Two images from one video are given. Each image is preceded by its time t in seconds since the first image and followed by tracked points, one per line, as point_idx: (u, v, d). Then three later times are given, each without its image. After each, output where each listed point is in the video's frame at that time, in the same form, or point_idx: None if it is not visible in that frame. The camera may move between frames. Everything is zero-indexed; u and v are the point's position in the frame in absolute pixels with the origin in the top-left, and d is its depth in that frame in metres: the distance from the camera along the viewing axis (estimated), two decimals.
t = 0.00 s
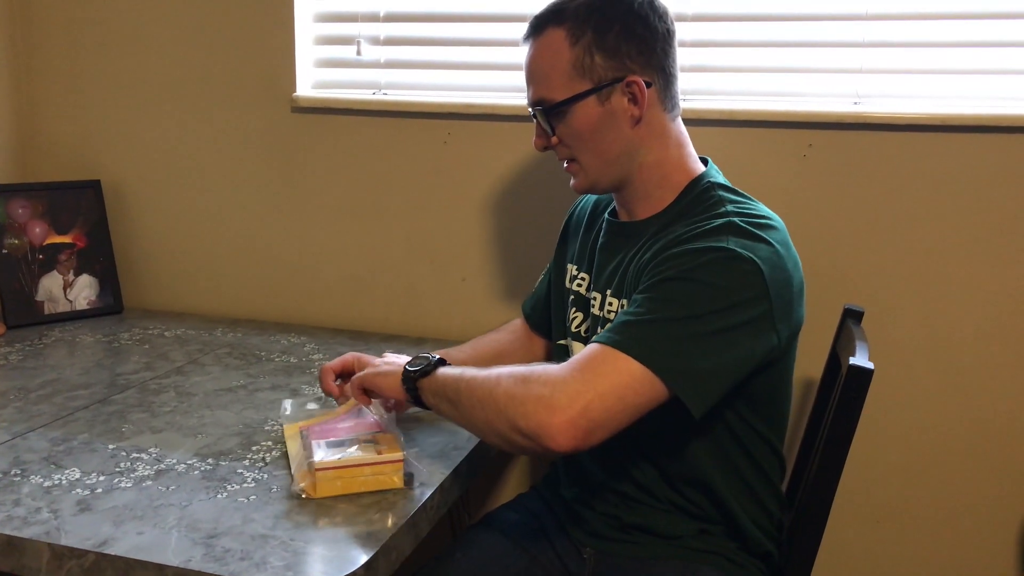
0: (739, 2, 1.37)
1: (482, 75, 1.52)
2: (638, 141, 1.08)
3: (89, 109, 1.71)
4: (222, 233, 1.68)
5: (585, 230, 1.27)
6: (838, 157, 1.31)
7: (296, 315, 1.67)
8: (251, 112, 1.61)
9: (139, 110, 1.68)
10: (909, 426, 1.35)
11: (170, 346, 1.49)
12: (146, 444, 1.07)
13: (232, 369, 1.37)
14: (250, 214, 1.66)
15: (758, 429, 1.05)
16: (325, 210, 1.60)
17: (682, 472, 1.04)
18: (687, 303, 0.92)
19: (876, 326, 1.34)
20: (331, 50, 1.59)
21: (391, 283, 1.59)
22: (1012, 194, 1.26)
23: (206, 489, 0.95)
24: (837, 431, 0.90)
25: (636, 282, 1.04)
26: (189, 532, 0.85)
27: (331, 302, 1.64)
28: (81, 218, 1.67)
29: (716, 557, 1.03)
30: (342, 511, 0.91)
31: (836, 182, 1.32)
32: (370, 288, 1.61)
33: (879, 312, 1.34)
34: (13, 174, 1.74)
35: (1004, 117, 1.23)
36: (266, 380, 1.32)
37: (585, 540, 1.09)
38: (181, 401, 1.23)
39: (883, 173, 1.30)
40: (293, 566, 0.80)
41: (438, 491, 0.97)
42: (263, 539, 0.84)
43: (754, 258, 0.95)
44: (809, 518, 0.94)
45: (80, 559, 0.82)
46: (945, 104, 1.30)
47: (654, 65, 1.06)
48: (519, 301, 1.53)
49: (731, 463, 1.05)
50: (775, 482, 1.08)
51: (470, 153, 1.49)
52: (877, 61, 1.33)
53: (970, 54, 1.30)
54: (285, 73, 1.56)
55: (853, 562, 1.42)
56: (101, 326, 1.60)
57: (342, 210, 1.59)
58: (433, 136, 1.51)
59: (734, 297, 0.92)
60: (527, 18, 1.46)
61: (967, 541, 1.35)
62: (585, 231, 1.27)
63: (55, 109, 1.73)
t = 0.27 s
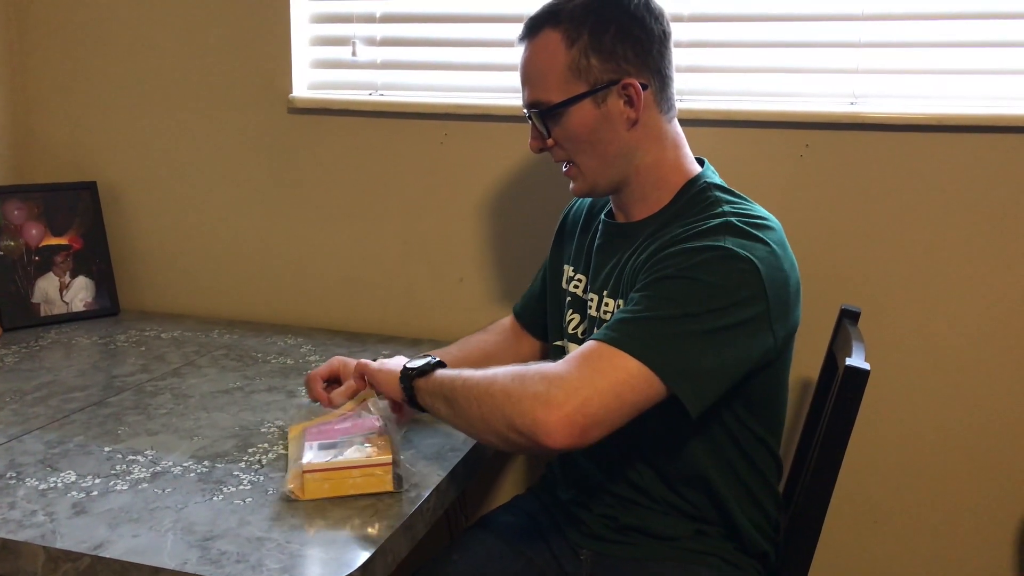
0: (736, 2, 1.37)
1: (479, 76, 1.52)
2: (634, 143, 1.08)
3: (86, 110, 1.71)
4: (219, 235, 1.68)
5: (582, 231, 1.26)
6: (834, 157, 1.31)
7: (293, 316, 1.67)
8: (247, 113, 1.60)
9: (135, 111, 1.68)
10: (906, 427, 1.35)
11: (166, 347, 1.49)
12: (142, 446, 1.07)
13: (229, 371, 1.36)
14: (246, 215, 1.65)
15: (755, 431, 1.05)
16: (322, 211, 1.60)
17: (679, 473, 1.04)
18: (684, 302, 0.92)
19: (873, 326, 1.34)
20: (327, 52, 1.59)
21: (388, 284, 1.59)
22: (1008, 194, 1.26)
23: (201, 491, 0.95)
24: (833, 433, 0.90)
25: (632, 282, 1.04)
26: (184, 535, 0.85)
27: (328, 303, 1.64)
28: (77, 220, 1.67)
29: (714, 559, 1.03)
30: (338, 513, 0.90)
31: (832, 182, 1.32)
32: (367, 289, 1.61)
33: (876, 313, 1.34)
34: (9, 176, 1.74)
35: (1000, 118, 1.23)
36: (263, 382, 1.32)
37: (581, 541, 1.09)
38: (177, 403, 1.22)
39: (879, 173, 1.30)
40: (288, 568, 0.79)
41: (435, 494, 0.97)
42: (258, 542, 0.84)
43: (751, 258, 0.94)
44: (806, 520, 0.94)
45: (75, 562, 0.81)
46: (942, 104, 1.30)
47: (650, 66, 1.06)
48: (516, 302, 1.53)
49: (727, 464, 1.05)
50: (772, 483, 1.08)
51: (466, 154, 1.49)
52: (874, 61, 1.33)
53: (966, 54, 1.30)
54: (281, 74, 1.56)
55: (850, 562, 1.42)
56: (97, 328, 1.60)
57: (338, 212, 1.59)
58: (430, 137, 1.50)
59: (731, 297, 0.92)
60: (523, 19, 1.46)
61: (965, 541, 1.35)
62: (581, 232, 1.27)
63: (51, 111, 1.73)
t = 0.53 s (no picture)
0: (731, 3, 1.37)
1: (475, 76, 1.52)
2: (631, 144, 1.08)
3: (81, 112, 1.71)
4: (215, 236, 1.68)
5: (577, 232, 1.26)
6: (830, 157, 1.31)
7: (289, 318, 1.67)
8: (243, 115, 1.60)
9: (131, 112, 1.68)
10: (902, 426, 1.35)
11: (163, 349, 1.49)
12: (138, 449, 1.07)
13: (225, 373, 1.36)
14: (242, 216, 1.65)
15: (751, 432, 1.06)
16: (318, 212, 1.60)
17: (675, 473, 1.04)
18: (683, 306, 0.92)
19: (870, 326, 1.34)
20: (323, 53, 1.59)
21: (385, 285, 1.59)
22: (1003, 194, 1.26)
23: (197, 493, 0.95)
24: (829, 433, 0.90)
25: (630, 283, 1.04)
26: (180, 537, 0.85)
27: (325, 304, 1.64)
28: (73, 222, 1.67)
29: (711, 560, 1.03)
30: (334, 515, 0.90)
31: (828, 182, 1.32)
32: (363, 290, 1.61)
33: (872, 312, 1.34)
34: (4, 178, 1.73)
35: (996, 117, 1.23)
36: (259, 384, 1.31)
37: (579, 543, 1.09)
38: (173, 405, 1.22)
39: (875, 173, 1.30)
40: (284, 570, 0.79)
41: (431, 495, 0.97)
42: (254, 544, 0.84)
43: (750, 260, 0.94)
44: (803, 520, 0.94)
45: (71, 565, 0.81)
46: (937, 104, 1.30)
47: (648, 67, 1.06)
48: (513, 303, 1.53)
49: (724, 465, 1.05)
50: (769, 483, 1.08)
51: (462, 155, 1.49)
52: (870, 61, 1.33)
53: (961, 54, 1.30)
54: (277, 75, 1.56)
55: (847, 562, 1.42)
56: (93, 330, 1.60)
57: (334, 213, 1.59)
58: (426, 138, 1.50)
59: (730, 300, 0.92)
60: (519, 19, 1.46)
61: (962, 540, 1.35)
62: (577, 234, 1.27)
63: (47, 112, 1.73)
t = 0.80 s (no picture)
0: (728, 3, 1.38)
1: (473, 77, 1.52)
2: (630, 145, 1.08)
3: (79, 113, 1.71)
4: (213, 237, 1.68)
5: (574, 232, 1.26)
6: (828, 157, 1.32)
7: (287, 319, 1.67)
8: (241, 116, 1.60)
9: (128, 113, 1.68)
10: (900, 425, 1.36)
11: (161, 351, 1.49)
12: (136, 450, 1.07)
13: (223, 374, 1.36)
14: (240, 218, 1.65)
15: (749, 432, 1.06)
16: (316, 213, 1.60)
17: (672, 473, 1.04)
18: (688, 310, 0.92)
19: (867, 326, 1.35)
20: (321, 54, 1.59)
21: (382, 286, 1.59)
22: (1000, 194, 1.26)
23: (196, 495, 0.95)
24: (827, 432, 0.91)
25: (631, 287, 1.04)
26: (179, 538, 0.85)
27: (323, 305, 1.64)
28: (71, 223, 1.67)
29: (708, 559, 1.03)
30: (332, 515, 0.90)
31: (826, 182, 1.32)
32: (361, 291, 1.61)
33: (870, 312, 1.34)
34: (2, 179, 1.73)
35: (992, 117, 1.23)
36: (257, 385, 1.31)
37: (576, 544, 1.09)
38: (171, 406, 1.22)
39: (872, 172, 1.30)
40: (283, 571, 0.79)
41: (429, 496, 0.97)
42: (252, 545, 0.84)
43: (751, 262, 0.95)
44: (800, 519, 0.94)
45: (69, 566, 0.81)
46: (934, 104, 1.31)
47: (646, 68, 1.07)
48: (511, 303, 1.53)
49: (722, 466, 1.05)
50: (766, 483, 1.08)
51: (460, 155, 1.49)
52: (867, 61, 1.33)
53: (958, 54, 1.31)
54: (275, 76, 1.56)
55: (844, 561, 1.42)
56: (90, 331, 1.60)
57: (332, 214, 1.59)
58: (424, 139, 1.50)
59: (733, 303, 0.92)
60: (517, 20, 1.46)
61: (960, 540, 1.36)
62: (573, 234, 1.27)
63: (44, 113, 1.73)
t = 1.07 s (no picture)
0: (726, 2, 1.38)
1: (471, 77, 1.52)
2: (627, 145, 1.08)
3: (77, 114, 1.71)
4: (211, 237, 1.68)
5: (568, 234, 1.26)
6: (826, 157, 1.32)
7: (285, 319, 1.67)
8: (239, 116, 1.60)
9: (126, 114, 1.67)
10: (898, 424, 1.36)
11: (159, 351, 1.49)
12: (134, 450, 1.06)
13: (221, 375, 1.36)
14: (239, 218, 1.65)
15: (748, 430, 1.06)
16: (314, 214, 1.60)
17: (671, 473, 1.04)
18: (697, 313, 0.91)
19: (865, 325, 1.35)
20: (319, 54, 1.59)
21: (381, 286, 1.59)
22: (998, 192, 1.26)
23: (194, 495, 0.95)
24: (826, 432, 0.91)
25: (634, 291, 1.03)
26: (178, 539, 0.85)
27: (321, 306, 1.64)
28: (68, 223, 1.66)
29: (708, 559, 1.03)
30: (331, 516, 0.90)
31: (824, 181, 1.32)
32: (360, 291, 1.61)
33: (868, 311, 1.34)
34: None
35: (989, 116, 1.23)
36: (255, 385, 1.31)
37: (576, 544, 1.08)
38: (170, 406, 1.22)
39: (870, 172, 1.30)
40: (282, 571, 0.79)
41: (428, 496, 0.97)
42: (251, 545, 0.84)
43: (755, 261, 0.95)
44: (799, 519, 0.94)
45: (68, 567, 0.81)
46: (933, 103, 1.31)
47: (642, 67, 1.07)
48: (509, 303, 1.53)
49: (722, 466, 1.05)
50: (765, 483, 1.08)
51: (458, 155, 1.49)
52: (865, 60, 1.34)
53: (956, 53, 1.31)
54: (273, 76, 1.56)
55: (842, 560, 1.43)
56: (89, 332, 1.59)
57: (330, 214, 1.59)
58: (422, 138, 1.50)
59: (739, 304, 0.92)
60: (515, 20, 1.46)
61: (958, 538, 1.36)
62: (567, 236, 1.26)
63: (42, 113, 1.72)
